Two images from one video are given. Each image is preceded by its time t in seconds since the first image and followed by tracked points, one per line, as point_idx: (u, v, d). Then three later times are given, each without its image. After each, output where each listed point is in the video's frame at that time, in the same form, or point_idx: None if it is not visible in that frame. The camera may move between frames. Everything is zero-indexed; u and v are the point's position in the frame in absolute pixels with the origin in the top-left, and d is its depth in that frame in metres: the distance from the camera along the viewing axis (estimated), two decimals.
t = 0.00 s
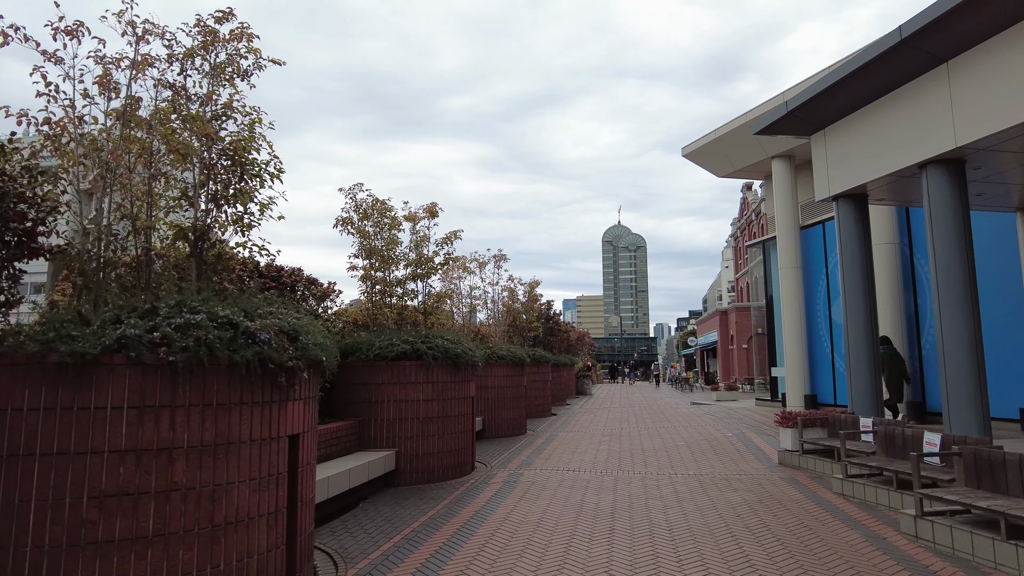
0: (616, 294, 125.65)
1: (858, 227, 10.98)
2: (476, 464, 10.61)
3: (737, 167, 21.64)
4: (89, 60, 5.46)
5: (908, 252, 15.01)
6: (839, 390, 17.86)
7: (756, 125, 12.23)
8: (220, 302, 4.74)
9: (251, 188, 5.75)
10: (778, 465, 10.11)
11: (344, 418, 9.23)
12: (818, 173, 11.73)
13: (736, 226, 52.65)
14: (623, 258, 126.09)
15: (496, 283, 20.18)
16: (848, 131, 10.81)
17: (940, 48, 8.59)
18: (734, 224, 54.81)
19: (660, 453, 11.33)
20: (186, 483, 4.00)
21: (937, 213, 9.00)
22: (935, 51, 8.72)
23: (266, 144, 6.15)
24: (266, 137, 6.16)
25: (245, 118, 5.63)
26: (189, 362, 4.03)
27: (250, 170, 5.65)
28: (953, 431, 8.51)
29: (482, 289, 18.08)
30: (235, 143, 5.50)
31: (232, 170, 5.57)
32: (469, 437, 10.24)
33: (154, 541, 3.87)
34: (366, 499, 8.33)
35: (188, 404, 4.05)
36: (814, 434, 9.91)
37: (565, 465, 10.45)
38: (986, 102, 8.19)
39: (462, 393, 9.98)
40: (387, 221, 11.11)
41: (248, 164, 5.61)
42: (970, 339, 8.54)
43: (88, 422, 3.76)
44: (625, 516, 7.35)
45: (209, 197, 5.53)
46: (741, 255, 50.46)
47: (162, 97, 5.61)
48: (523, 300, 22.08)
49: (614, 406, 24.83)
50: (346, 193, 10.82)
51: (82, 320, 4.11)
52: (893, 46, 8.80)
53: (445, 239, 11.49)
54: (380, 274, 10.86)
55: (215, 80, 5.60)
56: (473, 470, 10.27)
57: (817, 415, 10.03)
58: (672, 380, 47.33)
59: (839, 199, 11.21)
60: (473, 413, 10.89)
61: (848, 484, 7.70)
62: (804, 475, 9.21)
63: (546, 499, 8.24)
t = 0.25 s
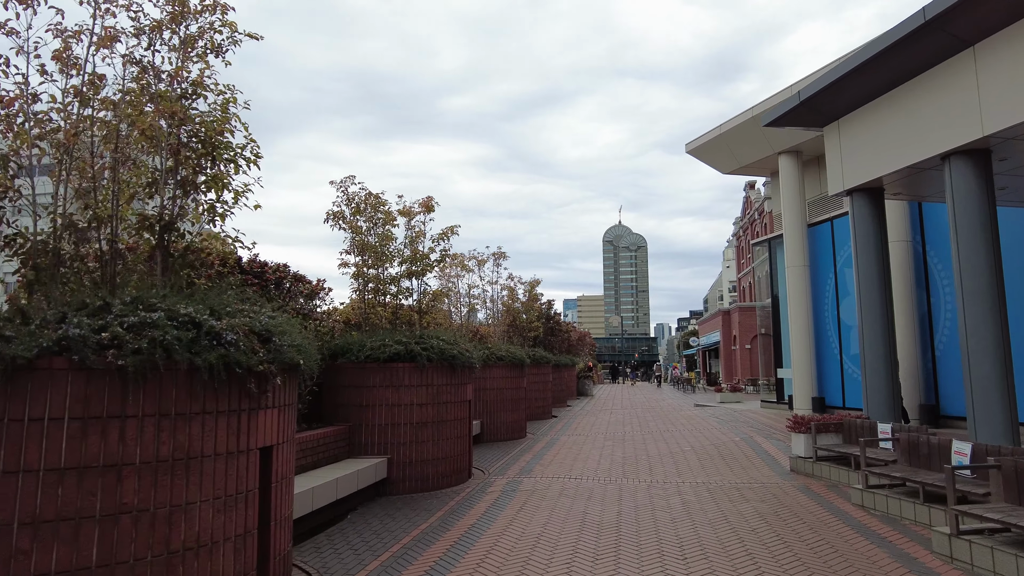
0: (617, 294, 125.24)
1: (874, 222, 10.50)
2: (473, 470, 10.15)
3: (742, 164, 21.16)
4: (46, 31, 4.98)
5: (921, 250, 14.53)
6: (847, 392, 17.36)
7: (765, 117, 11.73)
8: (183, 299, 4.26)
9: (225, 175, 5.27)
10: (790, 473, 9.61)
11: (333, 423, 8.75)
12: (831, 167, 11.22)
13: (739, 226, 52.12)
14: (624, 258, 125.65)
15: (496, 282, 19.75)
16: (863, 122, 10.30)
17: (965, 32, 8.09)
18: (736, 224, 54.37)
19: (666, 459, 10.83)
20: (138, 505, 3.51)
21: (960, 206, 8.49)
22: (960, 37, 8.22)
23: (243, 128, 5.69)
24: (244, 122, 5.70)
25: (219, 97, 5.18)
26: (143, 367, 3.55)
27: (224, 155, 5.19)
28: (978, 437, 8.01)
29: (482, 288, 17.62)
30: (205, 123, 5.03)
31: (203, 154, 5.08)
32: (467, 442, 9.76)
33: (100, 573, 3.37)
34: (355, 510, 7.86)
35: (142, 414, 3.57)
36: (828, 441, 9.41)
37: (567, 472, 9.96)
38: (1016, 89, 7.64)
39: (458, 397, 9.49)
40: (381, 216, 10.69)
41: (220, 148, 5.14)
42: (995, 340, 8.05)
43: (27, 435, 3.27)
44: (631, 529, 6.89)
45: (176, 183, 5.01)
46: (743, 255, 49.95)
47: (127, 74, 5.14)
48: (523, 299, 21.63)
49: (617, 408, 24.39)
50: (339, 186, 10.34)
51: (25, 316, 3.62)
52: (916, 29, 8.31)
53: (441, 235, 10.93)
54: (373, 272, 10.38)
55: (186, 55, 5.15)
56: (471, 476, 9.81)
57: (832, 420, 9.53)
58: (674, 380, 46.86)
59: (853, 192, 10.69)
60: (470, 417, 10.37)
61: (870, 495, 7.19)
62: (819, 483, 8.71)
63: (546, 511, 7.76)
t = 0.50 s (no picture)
0: (617, 293, 124.74)
1: (885, 211, 10.02)
2: (466, 472, 9.68)
3: (744, 157, 20.66)
4: None
5: (931, 244, 14.07)
6: (853, 391, 16.92)
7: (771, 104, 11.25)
8: (128, 284, 3.81)
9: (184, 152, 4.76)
10: (798, 474, 9.14)
11: (316, 422, 8.30)
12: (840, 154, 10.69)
13: (740, 223, 51.56)
14: (624, 257, 125.13)
15: (494, 278, 19.28)
16: (875, 106, 9.78)
17: (986, 8, 7.61)
18: (738, 222, 53.78)
19: (667, 460, 10.36)
20: (64, 517, 3.05)
21: (980, 193, 8.01)
22: (979, 13, 7.75)
23: (206, 102, 5.20)
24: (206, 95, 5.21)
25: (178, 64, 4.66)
26: (68, 359, 3.09)
27: (183, 129, 4.67)
28: (1000, 438, 7.54)
29: (478, 283, 17.14)
30: (163, 94, 4.42)
31: (160, 129, 4.47)
32: (459, 443, 9.30)
33: None
34: (338, 514, 7.41)
35: (69, 413, 3.10)
36: (838, 440, 8.94)
37: (564, 473, 9.50)
38: None
39: (449, 395, 9.02)
40: (370, 206, 10.26)
41: (179, 123, 4.59)
42: (1017, 335, 7.57)
43: None
44: (631, 537, 6.43)
45: (128, 157, 4.38)
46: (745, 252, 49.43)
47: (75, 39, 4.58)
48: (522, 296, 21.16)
49: (617, 406, 23.94)
50: (323, 174, 9.92)
51: None
52: (932, 7, 7.83)
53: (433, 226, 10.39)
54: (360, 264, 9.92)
55: (141, 22, 4.71)
56: (463, 478, 9.35)
57: (843, 419, 9.05)
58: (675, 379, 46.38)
59: (863, 180, 10.20)
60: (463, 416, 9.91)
61: (888, 500, 6.70)
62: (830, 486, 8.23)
63: (539, 516, 7.31)
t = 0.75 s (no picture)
0: (617, 291, 124.30)
1: (895, 204, 9.53)
2: (455, 479, 9.25)
3: (746, 152, 20.18)
4: None
5: (940, 240, 13.59)
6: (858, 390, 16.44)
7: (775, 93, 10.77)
8: (50, 279, 3.34)
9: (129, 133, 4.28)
10: (804, 481, 8.69)
11: (296, 428, 7.85)
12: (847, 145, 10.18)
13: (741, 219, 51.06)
14: (624, 254, 124.63)
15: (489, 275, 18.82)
16: (885, 93, 9.29)
17: None
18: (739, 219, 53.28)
19: (667, 465, 9.91)
20: None
21: (999, 184, 7.53)
22: None
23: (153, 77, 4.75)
24: (153, 70, 4.79)
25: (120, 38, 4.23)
26: None
27: (126, 106, 4.20)
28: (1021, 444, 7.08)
29: (472, 281, 16.68)
30: (97, 66, 3.90)
31: (96, 107, 3.95)
32: (448, 448, 8.86)
33: None
34: (317, 527, 6.98)
35: None
36: (847, 447, 8.45)
37: (558, 481, 9.05)
38: None
39: (437, 398, 8.56)
40: (355, 199, 9.81)
41: (121, 100, 4.12)
42: None
43: None
44: (629, 553, 6.01)
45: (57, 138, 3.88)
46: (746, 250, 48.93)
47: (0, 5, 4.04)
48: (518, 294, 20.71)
49: (616, 406, 23.51)
50: (306, 165, 9.49)
51: None
52: None
53: (421, 220, 9.87)
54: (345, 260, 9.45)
55: None
56: (452, 486, 8.91)
57: (853, 424, 8.58)
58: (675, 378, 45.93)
59: (872, 171, 9.70)
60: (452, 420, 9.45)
61: (906, 513, 6.23)
62: (839, 495, 7.79)
63: (530, 529, 6.86)
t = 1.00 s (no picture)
0: (617, 290, 123.85)
1: (911, 192, 9.04)
2: (449, 482, 8.81)
3: (750, 146, 19.71)
4: None
5: (952, 233, 13.13)
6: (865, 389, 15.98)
7: (783, 79, 10.30)
8: None
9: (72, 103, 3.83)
10: (815, 484, 8.25)
11: (278, 429, 7.42)
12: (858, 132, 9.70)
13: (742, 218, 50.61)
14: (624, 254, 124.19)
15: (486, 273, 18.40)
16: (899, 76, 8.83)
17: None
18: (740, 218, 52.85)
19: (671, 467, 9.47)
20: None
21: None
22: None
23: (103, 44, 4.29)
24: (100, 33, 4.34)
25: None
26: None
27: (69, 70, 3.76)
28: None
29: (469, 278, 16.24)
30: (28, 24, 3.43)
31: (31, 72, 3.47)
32: (441, 450, 8.41)
33: None
34: (298, 534, 6.54)
35: None
36: (861, 447, 8.01)
37: (556, 484, 8.60)
38: None
39: (428, 397, 8.11)
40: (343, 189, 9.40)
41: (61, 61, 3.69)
42: None
43: None
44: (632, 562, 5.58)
45: None
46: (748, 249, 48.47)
47: None
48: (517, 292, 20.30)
49: (616, 406, 23.11)
50: (291, 152, 9.10)
51: None
52: None
53: (413, 211, 9.42)
54: (332, 253, 9.03)
55: None
56: (445, 490, 8.47)
57: (867, 423, 8.12)
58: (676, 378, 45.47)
59: (886, 159, 9.22)
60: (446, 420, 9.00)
61: (929, 520, 5.79)
62: (854, 499, 7.34)
63: (526, 537, 6.41)
